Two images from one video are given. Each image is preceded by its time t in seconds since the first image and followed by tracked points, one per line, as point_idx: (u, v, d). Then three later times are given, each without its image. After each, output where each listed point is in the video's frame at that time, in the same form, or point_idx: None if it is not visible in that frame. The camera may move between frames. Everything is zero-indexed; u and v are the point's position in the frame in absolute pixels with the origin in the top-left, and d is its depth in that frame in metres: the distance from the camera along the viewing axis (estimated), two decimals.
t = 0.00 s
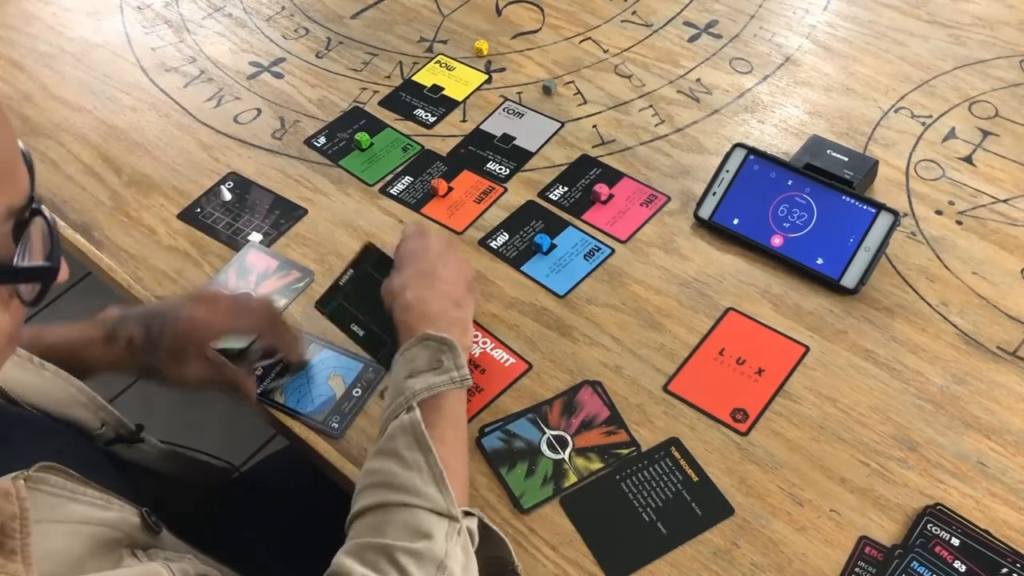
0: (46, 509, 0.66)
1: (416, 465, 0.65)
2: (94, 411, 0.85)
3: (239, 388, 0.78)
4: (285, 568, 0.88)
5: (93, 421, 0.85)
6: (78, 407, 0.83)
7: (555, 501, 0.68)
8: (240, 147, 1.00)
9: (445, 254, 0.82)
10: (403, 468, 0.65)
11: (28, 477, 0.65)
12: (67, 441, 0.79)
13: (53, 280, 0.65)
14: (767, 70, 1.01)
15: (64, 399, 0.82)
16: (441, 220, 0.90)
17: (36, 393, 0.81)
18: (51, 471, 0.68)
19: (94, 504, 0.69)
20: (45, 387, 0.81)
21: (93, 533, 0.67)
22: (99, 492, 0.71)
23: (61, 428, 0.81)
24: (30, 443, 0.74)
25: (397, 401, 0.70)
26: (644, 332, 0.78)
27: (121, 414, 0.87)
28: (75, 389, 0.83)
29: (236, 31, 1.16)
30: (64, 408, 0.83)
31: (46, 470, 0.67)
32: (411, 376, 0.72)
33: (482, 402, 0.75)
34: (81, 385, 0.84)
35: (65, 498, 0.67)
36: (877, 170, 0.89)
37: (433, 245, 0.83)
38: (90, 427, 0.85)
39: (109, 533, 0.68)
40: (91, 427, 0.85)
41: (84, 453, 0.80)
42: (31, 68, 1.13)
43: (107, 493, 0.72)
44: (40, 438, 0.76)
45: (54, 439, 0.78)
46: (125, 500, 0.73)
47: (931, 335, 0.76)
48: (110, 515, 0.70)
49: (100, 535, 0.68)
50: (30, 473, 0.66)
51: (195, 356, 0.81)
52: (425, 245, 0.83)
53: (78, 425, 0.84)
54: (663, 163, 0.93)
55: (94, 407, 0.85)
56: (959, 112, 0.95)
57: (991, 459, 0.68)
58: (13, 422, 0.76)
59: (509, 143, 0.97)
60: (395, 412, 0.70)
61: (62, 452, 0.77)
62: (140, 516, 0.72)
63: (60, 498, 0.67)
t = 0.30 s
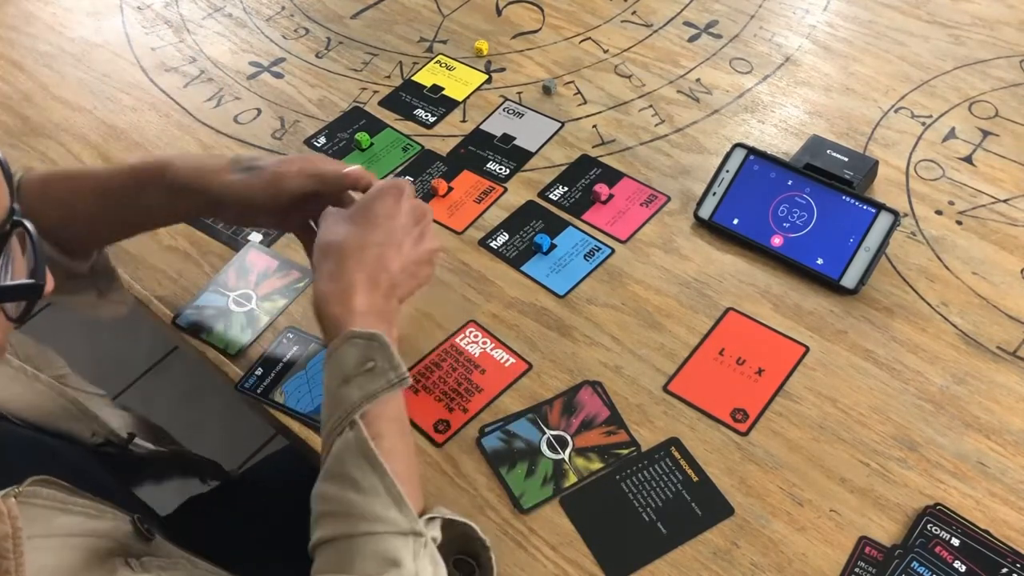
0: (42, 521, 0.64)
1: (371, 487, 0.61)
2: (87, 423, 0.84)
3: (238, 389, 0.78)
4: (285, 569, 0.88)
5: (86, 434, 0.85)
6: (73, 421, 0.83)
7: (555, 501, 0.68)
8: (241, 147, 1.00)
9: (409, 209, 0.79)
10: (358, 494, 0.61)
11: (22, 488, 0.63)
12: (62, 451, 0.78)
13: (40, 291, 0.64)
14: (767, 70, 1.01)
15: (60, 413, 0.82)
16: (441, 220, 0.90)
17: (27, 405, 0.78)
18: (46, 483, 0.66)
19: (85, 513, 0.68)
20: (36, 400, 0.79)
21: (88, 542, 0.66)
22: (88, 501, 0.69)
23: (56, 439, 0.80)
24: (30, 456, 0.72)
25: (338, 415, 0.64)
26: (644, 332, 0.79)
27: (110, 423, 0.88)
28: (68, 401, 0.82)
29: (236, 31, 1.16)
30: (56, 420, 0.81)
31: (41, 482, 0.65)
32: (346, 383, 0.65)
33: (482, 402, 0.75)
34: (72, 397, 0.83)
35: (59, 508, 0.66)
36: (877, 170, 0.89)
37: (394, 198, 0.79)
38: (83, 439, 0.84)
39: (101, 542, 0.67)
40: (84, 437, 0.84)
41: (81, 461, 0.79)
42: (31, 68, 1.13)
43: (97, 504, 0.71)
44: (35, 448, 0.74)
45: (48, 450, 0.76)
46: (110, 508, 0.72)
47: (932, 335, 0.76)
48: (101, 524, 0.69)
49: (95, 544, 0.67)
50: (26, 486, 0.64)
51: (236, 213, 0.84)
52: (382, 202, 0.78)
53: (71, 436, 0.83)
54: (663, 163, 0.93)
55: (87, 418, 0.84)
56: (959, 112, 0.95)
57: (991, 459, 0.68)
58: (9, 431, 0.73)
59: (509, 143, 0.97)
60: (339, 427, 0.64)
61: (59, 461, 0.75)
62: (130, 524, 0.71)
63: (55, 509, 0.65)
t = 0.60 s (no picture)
0: (71, 537, 0.62)
1: None
2: (99, 424, 0.83)
3: (238, 389, 0.78)
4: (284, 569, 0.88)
5: (98, 435, 0.83)
6: (85, 421, 0.82)
7: (555, 501, 0.68)
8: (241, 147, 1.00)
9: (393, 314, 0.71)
10: None
11: (56, 505, 0.62)
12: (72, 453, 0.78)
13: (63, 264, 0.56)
14: (767, 70, 1.01)
15: (72, 413, 0.80)
16: (441, 220, 0.90)
17: (40, 408, 0.78)
18: (78, 497, 0.64)
19: (116, 529, 0.66)
20: (50, 401, 0.79)
21: (116, 561, 0.64)
22: (119, 516, 0.67)
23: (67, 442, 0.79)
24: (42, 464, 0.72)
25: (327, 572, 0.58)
26: (644, 332, 0.79)
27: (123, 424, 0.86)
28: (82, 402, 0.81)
29: (236, 31, 1.16)
30: (68, 421, 0.80)
31: (72, 496, 0.64)
32: (345, 545, 0.58)
33: (483, 402, 0.75)
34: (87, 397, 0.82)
35: (88, 523, 0.64)
36: (877, 170, 0.89)
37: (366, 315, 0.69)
38: (94, 439, 0.83)
39: (130, 561, 0.65)
40: (95, 438, 0.83)
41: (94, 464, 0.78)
42: (31, 68, 1.13)
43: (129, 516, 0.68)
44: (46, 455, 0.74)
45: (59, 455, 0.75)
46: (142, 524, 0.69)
47: (932, 335, 0.76)
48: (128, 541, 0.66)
49: (123, 561, 0.65)
50: (55, 503, 0.62)
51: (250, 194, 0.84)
52: (354, 328, 0.68)
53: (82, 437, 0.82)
54: (662, 163, 0.93)
55: (100, 419, 0.83)
56: (959, 112, 0.95)
57: (991, 459, 0.68)
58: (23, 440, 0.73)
59: (509, 143, 0.97)
60: None
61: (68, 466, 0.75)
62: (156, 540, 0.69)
63: (84, 524, 0.63)
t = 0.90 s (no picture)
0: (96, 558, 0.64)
1: None
2: (114, 428, 0.83)
3: (238, 389, 0.78)
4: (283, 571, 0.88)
5: (113, 440, 0.83)
6: (99, 425, 0.81)
7: (555, 501, 0.68)
8: (241, 147, 1.00)
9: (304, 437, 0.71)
10: None
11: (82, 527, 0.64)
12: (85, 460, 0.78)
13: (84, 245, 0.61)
14: (767, 70, 1.01)
15: (87, 417, 0.80)
16: (441, 221, 0.90)
17: (57, 410, 0.78)
18: (106, 517, 0.66)
19: (141, 550, 0.67)
20: (67, 404, 0.78)
21: None
22: (145, 536, 0.68)
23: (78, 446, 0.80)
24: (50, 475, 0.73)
25: None
26: (644, 332, 0.79)
27: (139, 430, 0.85)
28: (99, 406, 0.81)
29: (236, 31, 1.16)
30: (83, 425, 0.80)
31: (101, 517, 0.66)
32: None
33: (482, 402, 0.75)
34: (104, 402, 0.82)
35: (112, 543, 0.66)
36: (877, 170, 0.89)
37: (270, 449, 0.72)
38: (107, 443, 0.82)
39: None
40: (109, 442, 0.82)
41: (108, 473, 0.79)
42: (31, 68, 1.13)
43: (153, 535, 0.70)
44: (55, 464, 0.75)
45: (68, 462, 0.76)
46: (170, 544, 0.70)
47: (932, 335, 0.76)
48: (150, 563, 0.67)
49: None
50: (82, 523, 0.65)
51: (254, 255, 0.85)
52: (264, 465, 0.71)
53: (96, 441, 0.81)
54: (662, 163, 0.93)
55: (115, 424, 0.83)
56: (959, 112, 0.95)
57: (991, 459, 0.68)
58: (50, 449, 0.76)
59: (509, 143, 0.97)
60: None
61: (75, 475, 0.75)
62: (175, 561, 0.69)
63: (108, 544, 0.65)
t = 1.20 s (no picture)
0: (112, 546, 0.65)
1: None
2: (121, 418, 0.83)
3: (238, 391, 0.78)
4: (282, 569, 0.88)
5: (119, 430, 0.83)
6: (105, 413, 0.81)
7: (555, 501, 0.68)
8: (241, 147, 1.00)
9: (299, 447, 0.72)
10: None
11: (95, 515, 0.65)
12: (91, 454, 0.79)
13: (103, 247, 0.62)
14: (767, 70, 1.01)
15: (93, 406, 0.80)
16: (441, 220, 0.90)
17: (65, 400, 0.78)
18: (119, 507, 0.66)
19: (156, 540, 0.67)
20: (74, 393, 0.79)
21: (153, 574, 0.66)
22: (160, 528, 0.69)
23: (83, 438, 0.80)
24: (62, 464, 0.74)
25: None
26: (644, 332, 0.79)
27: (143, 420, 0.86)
28: (104, 395, 0.81)
29: (236, 31, 1.16)
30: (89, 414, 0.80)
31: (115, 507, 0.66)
32: None
33: (482, 402, 0.75)
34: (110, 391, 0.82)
35: (128, 534, 0.66)
36: (877, 170, 0.89)
37: (265, 459, 0.72)
38: (113, 432, 0.83)
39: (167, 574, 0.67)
40: (116, 432, 0.83)
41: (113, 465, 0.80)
42: (31, 68, 1.13)
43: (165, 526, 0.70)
44: (65, 455, 0.76)
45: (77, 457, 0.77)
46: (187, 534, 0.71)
47: (931, 335, 0.76)
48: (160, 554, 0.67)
49: None
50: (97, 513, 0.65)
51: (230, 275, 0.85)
52: (260, 476, 0.72)
53: (103, 430, 0.82)
54: (662, 163, 0.93)
55: (120, 413, 0.83)
56: (959, 112, 0.95)
57: (991, 459, 0.68)
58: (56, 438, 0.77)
59: (509, 143, 0.97)
60: None
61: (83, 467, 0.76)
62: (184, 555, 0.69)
63: (125, 534, 0.66)
